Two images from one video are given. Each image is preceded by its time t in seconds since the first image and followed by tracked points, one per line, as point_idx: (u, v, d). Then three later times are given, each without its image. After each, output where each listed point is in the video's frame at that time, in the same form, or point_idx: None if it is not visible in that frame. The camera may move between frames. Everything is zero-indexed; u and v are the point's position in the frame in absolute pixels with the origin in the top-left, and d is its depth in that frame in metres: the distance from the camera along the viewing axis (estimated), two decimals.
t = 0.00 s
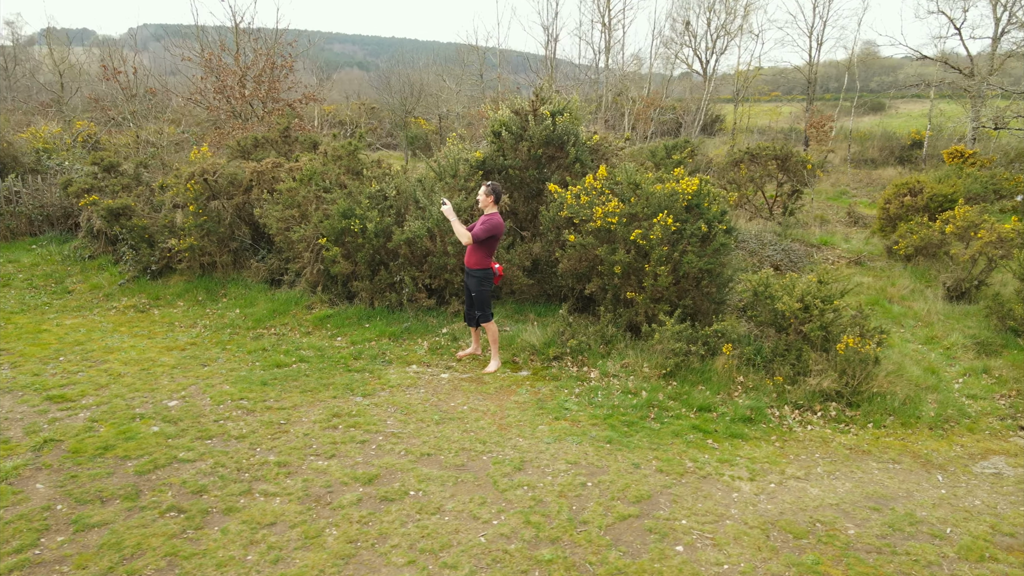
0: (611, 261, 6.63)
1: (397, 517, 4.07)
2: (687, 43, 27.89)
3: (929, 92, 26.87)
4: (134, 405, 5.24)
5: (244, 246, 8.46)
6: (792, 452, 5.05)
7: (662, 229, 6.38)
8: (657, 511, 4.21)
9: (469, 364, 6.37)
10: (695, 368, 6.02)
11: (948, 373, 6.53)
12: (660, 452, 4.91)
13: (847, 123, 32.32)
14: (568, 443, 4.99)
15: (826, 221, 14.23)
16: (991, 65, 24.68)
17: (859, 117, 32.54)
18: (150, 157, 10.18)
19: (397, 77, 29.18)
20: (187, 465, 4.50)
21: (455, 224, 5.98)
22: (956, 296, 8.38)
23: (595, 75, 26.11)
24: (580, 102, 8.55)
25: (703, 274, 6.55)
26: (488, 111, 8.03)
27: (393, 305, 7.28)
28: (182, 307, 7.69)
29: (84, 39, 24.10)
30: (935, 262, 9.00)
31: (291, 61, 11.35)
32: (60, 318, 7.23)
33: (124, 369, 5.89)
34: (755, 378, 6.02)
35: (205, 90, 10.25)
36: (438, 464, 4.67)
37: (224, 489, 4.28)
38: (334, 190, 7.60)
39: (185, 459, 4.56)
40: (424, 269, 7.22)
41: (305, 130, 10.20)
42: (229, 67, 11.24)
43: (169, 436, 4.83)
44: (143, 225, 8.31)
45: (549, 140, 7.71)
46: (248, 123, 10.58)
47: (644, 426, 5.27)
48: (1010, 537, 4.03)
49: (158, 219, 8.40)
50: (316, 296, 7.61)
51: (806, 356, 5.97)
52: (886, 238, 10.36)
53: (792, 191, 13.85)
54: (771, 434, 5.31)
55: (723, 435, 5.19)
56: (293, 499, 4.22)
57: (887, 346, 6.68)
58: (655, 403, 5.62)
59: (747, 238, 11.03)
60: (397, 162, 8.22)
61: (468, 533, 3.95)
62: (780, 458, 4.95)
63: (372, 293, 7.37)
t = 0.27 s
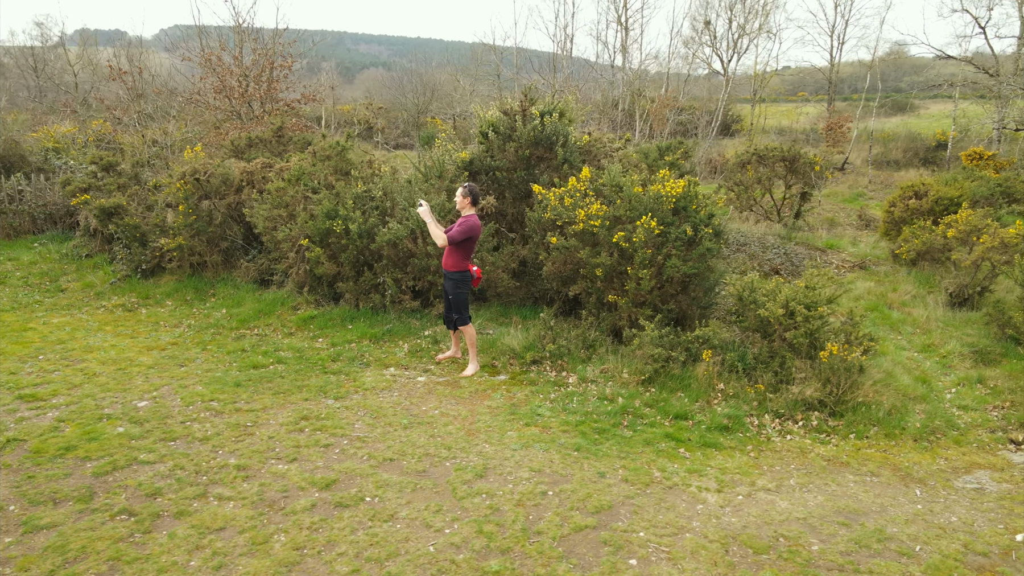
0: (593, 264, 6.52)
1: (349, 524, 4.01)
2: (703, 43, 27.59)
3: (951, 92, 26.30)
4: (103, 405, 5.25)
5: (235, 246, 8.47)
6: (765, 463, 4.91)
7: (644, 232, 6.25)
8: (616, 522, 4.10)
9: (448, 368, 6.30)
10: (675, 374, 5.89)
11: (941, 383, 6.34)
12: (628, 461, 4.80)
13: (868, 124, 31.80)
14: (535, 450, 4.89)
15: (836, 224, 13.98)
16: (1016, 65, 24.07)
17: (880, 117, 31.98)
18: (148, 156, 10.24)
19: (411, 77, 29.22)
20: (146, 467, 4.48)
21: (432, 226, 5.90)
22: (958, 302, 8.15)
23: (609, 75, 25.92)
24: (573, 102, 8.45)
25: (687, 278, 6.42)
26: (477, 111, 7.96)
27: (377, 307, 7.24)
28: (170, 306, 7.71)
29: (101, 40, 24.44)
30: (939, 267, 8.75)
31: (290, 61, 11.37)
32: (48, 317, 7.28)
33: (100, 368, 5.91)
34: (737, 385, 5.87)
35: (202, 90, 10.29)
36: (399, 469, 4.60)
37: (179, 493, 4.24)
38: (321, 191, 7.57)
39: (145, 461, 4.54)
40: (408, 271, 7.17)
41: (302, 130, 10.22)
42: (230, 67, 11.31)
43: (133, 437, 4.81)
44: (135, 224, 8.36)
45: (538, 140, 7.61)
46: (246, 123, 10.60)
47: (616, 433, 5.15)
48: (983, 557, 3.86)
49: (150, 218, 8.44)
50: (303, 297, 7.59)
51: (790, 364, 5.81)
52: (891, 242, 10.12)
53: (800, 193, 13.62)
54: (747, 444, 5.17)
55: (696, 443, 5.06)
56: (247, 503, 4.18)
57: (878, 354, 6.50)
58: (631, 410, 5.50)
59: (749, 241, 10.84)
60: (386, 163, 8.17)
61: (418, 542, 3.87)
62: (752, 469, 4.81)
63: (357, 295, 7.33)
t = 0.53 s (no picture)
0: (583, 267, 6.41)
1: (306, 528, 3.97)
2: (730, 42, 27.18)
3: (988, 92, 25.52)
4: (84, 402, 5.29)
5: (236, 246, 8.53)
6: (745, 476, 4.76)
7: (634, 235, 6.12)
8: (578, 534, 4.00)
9: (433, 371, 6.25)
10: (661, 381, 5.75)
11: (943, 395, 6.10)
12: (601, 470, 4.69)
13: (901, 125, 31.07)
14: (508, 457, 4.81)
15: (857, 228, 13.64)
16: None
17: (914, 118, 31.20)
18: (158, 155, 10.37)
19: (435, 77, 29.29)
20: (116, 466, 4.50)
21: (416, 227, 5.84)
22: (971, 311, 7.86)
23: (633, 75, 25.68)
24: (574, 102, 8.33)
25: (679, 283, 6.27)
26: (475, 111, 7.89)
27: (369, 308, 7.22)
28: (169, 305, 7.79)
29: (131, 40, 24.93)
30: (953, 274, 8.45)
31: (300, 61, 11.43)
32: (49, 314, 7.40)
33: (89, 365, 5.97)
34: (725, 393, 5.72)
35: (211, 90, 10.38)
36: (367, 474, 4.56)
37: (143, 493, 4.24)
38: (316, 191, 7.58)
39: (115, 460, 4.56)
40: (399, 272, 7.13)
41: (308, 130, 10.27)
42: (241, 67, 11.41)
43: (107, 436, 4.84)
44: (139, 223, 8.46)
45: (534, 141, 7.52)
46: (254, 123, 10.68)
47: (593, 441, 5.05)
48: None
49: (153, 217, 8.53)
50: (298, 297, 7.60)
51: (780, 372, 5.64)
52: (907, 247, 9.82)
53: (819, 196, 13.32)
54: (729, 455, 5.02)
55: (675, 453, 4.93)
56: (209, 505, 4.16)
57: (878, 364, 6.28)
58: (612, 417, 5.38)
59: (761, 245, 10.61)
60: (384, 163, 8.15)
61: (373, 549, 3.81)
62: (730, 481, 4.67)
63: (350, 296, 7.31)
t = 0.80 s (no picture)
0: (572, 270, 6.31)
1: (263, 531, 3.94)
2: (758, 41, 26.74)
3: None
4: (67, 399, 5.36)
5: (238, 244, 8.59)
6: (722, 487, 4.62)
7: (622, 238, 6.00)
8: (538, 543, 3.91)
9: (419, 373, 6.20)
10: (646, 388, 5.63)
11: (943, 407, 5.88)
12: (572, 478, 4.59)
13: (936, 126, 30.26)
14: (479, 462, 4.74)
15: (879, 232, 13.28)
16: None
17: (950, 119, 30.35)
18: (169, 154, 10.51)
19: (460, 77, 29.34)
20: (87, 463, 4.53)
21: (400, 228, 5.78)
22: (984, 319, 7.57)
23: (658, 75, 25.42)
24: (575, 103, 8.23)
25: (669, 287, 6.13)
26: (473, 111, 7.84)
27: (362, 309, 7.20)
28: (169, 303, 7.87)
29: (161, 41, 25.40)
30: (968, 281, 8.15)
31: (310, 61, 11.49)
32: (52, 310, 7.54)
33: (78, 362, 6.05)
34: (712, 401, 5.57)
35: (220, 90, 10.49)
36: (334, 477, 4.52)
37: (109, 491, 4.26)
38: (312, 191, 7.59)
39: (87, 457, 4.59)
40: (392, 273, 7.10)
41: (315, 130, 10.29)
42: (252, 67, 11.49)
43: (84, 432, 4.88)
44: (144, 221, 8.58)
45: (531, 141, 7.44)
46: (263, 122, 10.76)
47: (569, 448, 4.95)
48: None
49: (158, 216, 8.64)
50: (294, 296, 7.62)
51: (768, 381, 5.47)
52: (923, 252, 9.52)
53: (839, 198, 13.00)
54: (708, 465, 4.89)
55: (651, 462, 4.81)
56: (172, 505, 4.16)
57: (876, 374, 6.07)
58: (592, 423, 5.28)
59: (772, 249, 10.38)
60: (383, 163, 8.13)
61: (326, 553, 3.77)
62: (705, 492, 4.54)
63: (343, 296, 7.31)
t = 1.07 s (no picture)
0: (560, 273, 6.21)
1: (220, 532, 3.93)
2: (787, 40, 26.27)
3: None
4: (51, 394, 5.42)
5: (240, 243, 8.65)
6: (695, 498, 4.49)
7: (609, 241, 5.89)
8: (494, 552, 3.84)
9: (403, 374, 6.16)
10: (628, 394, 5.51)
11: (941, 419, 5.66)
12: (541, 485, 4.50)
13: (973, 127, 29.41)
14: (449, 467, 4.67)
15: (900, 236, 12.92)
16: None
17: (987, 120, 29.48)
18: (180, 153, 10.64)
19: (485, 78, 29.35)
20: (59, 459, 4.57)
21: (384, 229, 5.74)
22: (995, 328, 7.28)
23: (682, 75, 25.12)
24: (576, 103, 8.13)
25: (657, 291, 6.00)
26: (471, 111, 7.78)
27: (354, 309, 7.19)
28: (169, 300, 7.96)
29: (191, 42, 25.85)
30: (981, 288, 7.86)
31: (320, 61, 11.54)
32: (54, 306, 7.67)
33: (69, 358, 6.13)
34: (696, 409, 5.43)
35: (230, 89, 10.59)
36: (301, 478, 4.50)
37: (76, 488, 4.29)
38: (309, 190, 7.60)
39: (60, 453, 4.63)
40: (384, 273, 7.08)
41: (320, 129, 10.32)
42: (263, 67, 11.58)
43: (61, 429, 4.93)
44: (148, 219, 8.69)
45: (526, 142, 7.35)
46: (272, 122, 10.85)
47: (542, 454, 4.86)
48: None
49: (162, 214, 8.74)
50: (289, 295, 7.64)
51: (754, 389, 5.32)
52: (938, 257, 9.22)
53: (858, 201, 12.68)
54: (684, 475, 4.76)
55: (625, 471, 4.70)
56: (135, 503, 4.18)
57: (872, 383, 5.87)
58: (569, 429, 5.18)
59: (783, 253, 10.15)
60: (381, 163, 8.12)
61: (279, 557, 3.74)
62: (677, 503, 4.41)
63: (337, 296, 7.31)
